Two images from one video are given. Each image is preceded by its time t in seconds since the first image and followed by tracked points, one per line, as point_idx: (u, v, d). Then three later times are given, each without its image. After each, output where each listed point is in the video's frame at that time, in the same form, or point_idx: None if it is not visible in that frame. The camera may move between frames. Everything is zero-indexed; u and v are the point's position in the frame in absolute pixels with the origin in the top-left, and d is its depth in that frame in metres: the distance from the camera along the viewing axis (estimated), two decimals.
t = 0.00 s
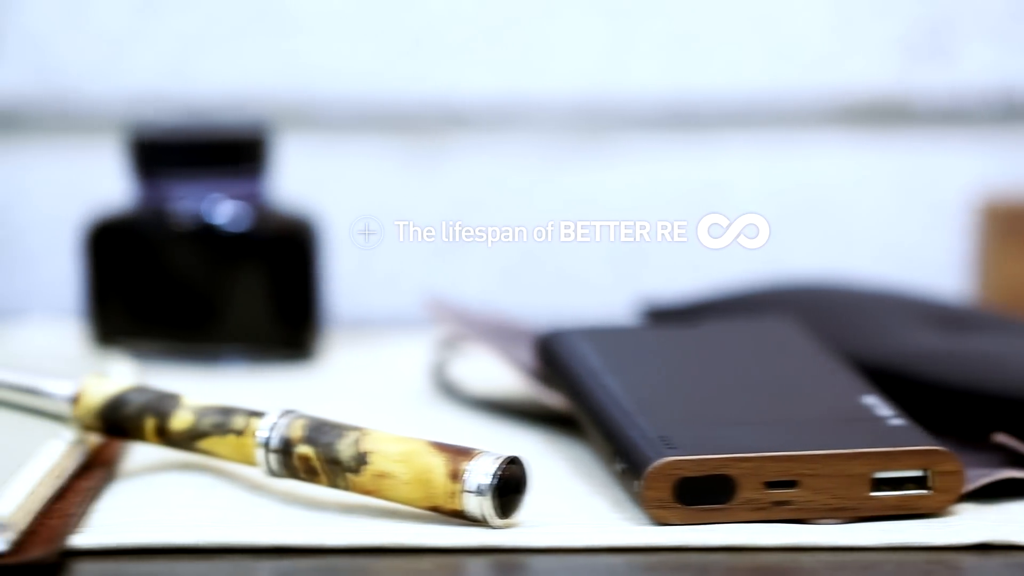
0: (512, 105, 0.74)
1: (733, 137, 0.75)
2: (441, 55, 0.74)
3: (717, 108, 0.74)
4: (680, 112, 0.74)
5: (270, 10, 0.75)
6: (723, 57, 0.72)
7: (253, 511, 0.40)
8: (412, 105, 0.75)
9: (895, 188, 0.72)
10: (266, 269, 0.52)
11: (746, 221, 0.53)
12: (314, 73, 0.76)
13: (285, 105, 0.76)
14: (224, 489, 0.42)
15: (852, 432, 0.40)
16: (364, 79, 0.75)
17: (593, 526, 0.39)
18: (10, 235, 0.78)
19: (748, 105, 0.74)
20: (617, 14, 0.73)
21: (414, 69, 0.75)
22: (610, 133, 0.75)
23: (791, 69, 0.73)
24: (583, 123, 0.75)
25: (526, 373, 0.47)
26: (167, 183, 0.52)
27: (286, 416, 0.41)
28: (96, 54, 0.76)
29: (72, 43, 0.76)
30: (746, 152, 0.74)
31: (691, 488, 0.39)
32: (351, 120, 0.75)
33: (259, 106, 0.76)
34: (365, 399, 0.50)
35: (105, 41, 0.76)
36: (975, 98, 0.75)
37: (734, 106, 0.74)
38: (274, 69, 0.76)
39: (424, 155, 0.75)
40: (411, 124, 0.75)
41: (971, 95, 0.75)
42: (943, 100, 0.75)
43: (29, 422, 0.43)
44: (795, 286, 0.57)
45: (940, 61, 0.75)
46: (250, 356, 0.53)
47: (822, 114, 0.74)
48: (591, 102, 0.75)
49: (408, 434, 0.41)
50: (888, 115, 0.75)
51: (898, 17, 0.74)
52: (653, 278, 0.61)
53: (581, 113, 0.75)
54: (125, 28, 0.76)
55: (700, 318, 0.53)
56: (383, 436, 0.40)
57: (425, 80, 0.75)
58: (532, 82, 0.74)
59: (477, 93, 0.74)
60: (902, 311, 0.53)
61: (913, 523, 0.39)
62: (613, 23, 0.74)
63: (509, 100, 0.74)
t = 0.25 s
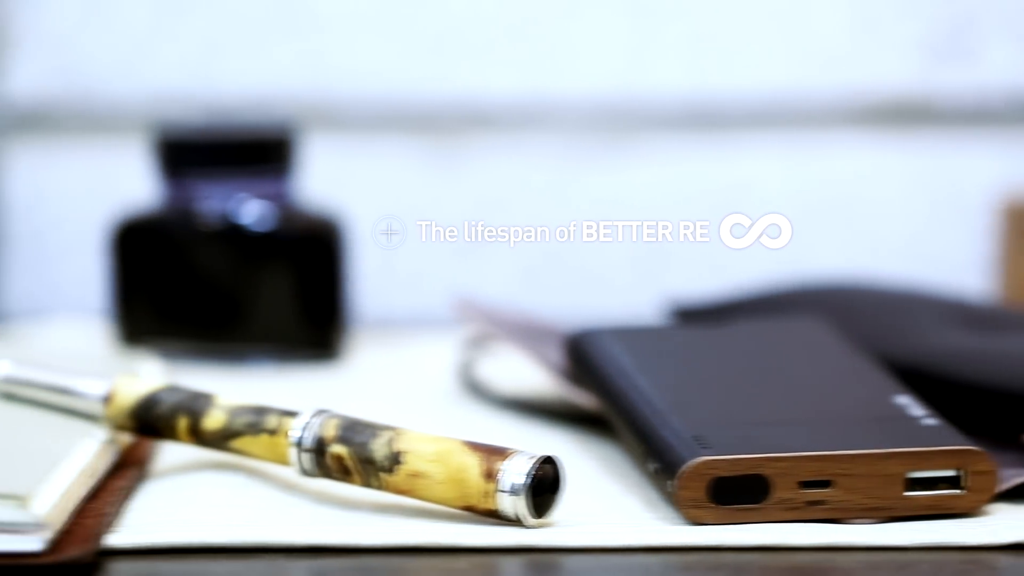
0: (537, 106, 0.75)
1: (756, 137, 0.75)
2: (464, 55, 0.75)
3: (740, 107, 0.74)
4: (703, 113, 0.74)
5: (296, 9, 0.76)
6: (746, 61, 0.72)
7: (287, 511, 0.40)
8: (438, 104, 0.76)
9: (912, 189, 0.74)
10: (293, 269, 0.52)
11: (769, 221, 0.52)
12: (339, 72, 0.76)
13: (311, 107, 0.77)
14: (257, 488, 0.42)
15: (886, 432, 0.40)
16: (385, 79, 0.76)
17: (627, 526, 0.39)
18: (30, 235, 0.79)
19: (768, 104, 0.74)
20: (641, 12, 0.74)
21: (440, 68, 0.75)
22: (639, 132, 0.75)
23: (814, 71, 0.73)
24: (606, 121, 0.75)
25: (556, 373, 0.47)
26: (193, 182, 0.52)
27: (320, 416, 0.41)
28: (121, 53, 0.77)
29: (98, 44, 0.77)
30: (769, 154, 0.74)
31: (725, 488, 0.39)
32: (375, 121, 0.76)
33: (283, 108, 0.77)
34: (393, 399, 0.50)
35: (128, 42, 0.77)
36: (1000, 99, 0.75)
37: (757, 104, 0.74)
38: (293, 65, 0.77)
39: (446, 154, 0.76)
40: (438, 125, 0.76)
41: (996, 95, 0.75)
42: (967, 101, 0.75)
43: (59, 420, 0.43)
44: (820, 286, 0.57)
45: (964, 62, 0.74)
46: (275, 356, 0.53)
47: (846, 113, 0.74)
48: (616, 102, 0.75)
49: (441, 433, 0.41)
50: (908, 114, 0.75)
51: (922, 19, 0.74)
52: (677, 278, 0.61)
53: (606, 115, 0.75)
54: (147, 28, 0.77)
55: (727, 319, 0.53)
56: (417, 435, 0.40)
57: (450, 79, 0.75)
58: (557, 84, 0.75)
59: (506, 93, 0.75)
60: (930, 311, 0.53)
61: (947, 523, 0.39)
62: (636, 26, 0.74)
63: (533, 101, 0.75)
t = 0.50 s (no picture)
0: (560, 107, 0.73)
1: (775, 136, 0.72)
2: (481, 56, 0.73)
3: (763, 107, 0.72)
4: (725, 113, 0.73)
5: (317, 10, 0.75)
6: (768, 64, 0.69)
7: (322, 511, 0.40)
8: (460, 104, 0.74)
9: (926, 188, 0.72)
10: (319, 269, 0.52)
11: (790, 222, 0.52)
12: (360, 72, 0.74)
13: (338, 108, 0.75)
14: (291, 488, 0.42)
15: (922, 431, 0.40)
16: (410, 80, 0.74)
17: (663, 526, 0.39)
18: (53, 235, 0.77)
19: (792, 103, 0.72)
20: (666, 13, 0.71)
21: (459, 72, 0.73)
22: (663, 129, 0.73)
23: (840, 74, 0.71)
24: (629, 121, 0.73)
25: (586, 373, 0.47)
26: (219, 182, 0.52)
27: (354, 416, 0.41)
28: (144, 56, 0.76)
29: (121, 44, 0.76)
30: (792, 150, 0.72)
31: (761, 488, 0.39)
32: (396, 121, 0.74)
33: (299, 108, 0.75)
34: (421, 399, 0.50)
35: (152, 44, 0.76)
36: None
37: (780, 105, 0.72)
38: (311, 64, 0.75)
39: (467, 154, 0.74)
40: (460, 125, 0.74)
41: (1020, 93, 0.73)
42: (987, 99, 0.73)
43: (95, 420, 0.43)
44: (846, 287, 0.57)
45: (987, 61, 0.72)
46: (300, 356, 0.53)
47: (866, 113, 0.72)
48: (638, 102, 0.73)
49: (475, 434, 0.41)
50: (932, 112, 0.73)
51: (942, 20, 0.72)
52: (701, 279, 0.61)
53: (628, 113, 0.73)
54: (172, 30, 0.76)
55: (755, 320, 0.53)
56: (452, 435, 0.40)
57: (470, 80, 0.73)
58: (580, 83, 0.72)
59: (524, 93, 0.73)
60: (959, 311, 0.53)
61: (982, 523, 0.39)
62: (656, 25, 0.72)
63: (554, 101, 0.73)
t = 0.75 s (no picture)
0: (585, 106, 0.70)
1: (799, 138, 0.68)
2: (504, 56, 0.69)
3: (789, 108, 0.68)
4: (754, 112, 0.68)
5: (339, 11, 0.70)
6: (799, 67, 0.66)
7: (365, 510, 0.40)
8: (486, 103, 0.70)
9: (962, 190, 0.66)
10: (351, 269, 0.52)
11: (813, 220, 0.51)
12: (386, 72, 0.70)
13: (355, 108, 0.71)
14: (333, 488, 0.42)
15: (963, 431, 0.40)
16: (432, 80, 0.70)
17: (706, 526, 0.39)
18: (82, 236, 0.73)
19: (822, 103, 0.68)
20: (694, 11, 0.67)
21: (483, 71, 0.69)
22: (685, 130, 0.69)
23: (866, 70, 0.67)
24: (648, 128, 0.70)
25: (622, 373, 0.47)
26: (252, 182, 0.52)
27: (396, 416, 0.41)
28: (167, 53, 0.70)
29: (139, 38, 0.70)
30: (816, 152, 0.67)
31: (804, 488, 0.39)
32: (422, 117, 0.71)
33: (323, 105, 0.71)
34: (455, 399, 0.50)
35: (174, 42, 0.70)
36: None
37: (803, 106, 0.68)
38: (338, 66, 0.71)
39: (495, 157, 0.70)
40: (486, 124, 0.71)
41: None
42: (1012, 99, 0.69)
43: (134, 419, 0.43)
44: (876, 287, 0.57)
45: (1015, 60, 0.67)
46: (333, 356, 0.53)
47: (892, 113, 0.68)
48: (665, 102, 0.69)
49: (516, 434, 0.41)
50: (960, 116, 0.69)
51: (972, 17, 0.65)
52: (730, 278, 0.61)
53: (654, 113, 0.69)
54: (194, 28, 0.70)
55: (788, 322, 0.52)
56: (494, 436, 0.40)
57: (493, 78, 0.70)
58: (608, 84, 0.69)
59: (550, 94, 0.70)
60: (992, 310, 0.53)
61: None
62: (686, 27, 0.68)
63: (581, 101, 0.70)
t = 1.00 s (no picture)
0: (608, 106, 0.70)
1: (816, 139, 0.69)
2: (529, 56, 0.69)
3: (814, 108, 0.69)
4: (777, 113, 0.69)
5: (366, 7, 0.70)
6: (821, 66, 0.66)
7: (399, 511, 0.40)
8: (510, 102, 0.71)
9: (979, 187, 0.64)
10: (378, 268, 0.52)
11: (835, 221, 0.51)
12: (406, 71, 0.71)
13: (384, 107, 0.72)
14: (367, 488, 0.42)
15: (998, 430, 0.40)
16: (454, 79, 0.70)
17: (743, 526, 0.39)
18: (105, 234, 0.73)
19: (846, 102, 0.68)
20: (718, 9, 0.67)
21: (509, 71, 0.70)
22: (709, 130, 0.70)
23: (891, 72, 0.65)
24: (675, 124, 0.70)
25: (653, 373, 0.47)
26: (279, 182, 0.52)
27: (430, 416, 0.41)
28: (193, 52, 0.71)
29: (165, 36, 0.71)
30: (833, 153, 0.68)
31: (839, 488, 0.38)
32: (444, 119, 0.71)
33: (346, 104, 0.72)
34: (483, 398, 0.50)
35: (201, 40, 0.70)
36: None
37: (830, 104, 0.69)
38: (363, 65, 0.71)
39: (519, 155, 0.71)
40: (509, 125, 0.71)
41: None
42: None
43: (168, 420, 0.43)
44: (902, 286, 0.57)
45: None
46: (359, 356, 0.53)
47: (920, 114, 0.68)
48: (689, 102, 0.69)
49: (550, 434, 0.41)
50: (981, 115, 0.68)
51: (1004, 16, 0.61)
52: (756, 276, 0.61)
53: (678, 113, 0.70)
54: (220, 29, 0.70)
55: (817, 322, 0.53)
56: (529, 435, 0.40)
57: (519, 79, 0.70)
58: (630, 84, 0.69)
59: (575, 94, 0.70)
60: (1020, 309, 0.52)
61: None
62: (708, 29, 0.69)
63: (604, 100, 0.70)
